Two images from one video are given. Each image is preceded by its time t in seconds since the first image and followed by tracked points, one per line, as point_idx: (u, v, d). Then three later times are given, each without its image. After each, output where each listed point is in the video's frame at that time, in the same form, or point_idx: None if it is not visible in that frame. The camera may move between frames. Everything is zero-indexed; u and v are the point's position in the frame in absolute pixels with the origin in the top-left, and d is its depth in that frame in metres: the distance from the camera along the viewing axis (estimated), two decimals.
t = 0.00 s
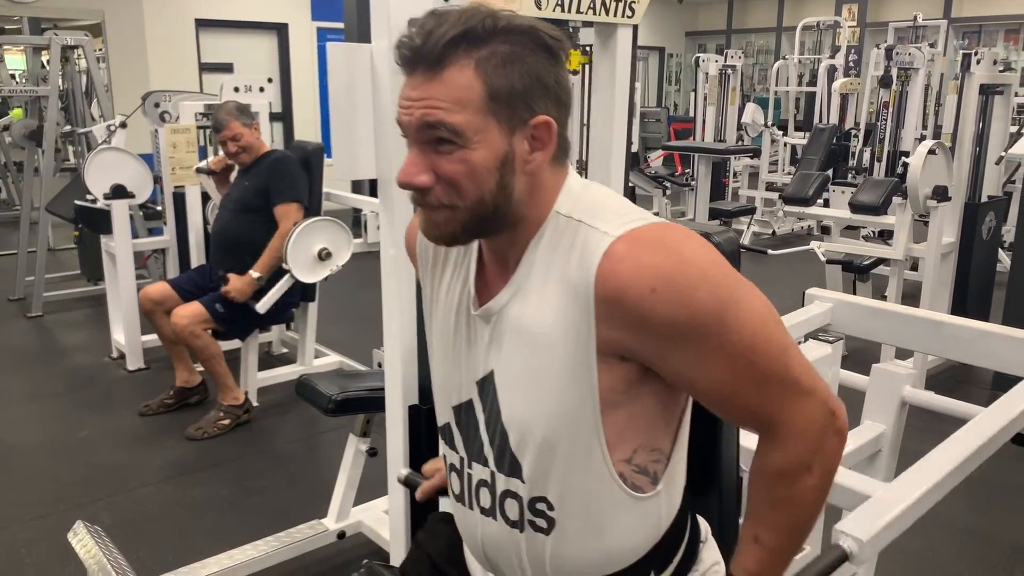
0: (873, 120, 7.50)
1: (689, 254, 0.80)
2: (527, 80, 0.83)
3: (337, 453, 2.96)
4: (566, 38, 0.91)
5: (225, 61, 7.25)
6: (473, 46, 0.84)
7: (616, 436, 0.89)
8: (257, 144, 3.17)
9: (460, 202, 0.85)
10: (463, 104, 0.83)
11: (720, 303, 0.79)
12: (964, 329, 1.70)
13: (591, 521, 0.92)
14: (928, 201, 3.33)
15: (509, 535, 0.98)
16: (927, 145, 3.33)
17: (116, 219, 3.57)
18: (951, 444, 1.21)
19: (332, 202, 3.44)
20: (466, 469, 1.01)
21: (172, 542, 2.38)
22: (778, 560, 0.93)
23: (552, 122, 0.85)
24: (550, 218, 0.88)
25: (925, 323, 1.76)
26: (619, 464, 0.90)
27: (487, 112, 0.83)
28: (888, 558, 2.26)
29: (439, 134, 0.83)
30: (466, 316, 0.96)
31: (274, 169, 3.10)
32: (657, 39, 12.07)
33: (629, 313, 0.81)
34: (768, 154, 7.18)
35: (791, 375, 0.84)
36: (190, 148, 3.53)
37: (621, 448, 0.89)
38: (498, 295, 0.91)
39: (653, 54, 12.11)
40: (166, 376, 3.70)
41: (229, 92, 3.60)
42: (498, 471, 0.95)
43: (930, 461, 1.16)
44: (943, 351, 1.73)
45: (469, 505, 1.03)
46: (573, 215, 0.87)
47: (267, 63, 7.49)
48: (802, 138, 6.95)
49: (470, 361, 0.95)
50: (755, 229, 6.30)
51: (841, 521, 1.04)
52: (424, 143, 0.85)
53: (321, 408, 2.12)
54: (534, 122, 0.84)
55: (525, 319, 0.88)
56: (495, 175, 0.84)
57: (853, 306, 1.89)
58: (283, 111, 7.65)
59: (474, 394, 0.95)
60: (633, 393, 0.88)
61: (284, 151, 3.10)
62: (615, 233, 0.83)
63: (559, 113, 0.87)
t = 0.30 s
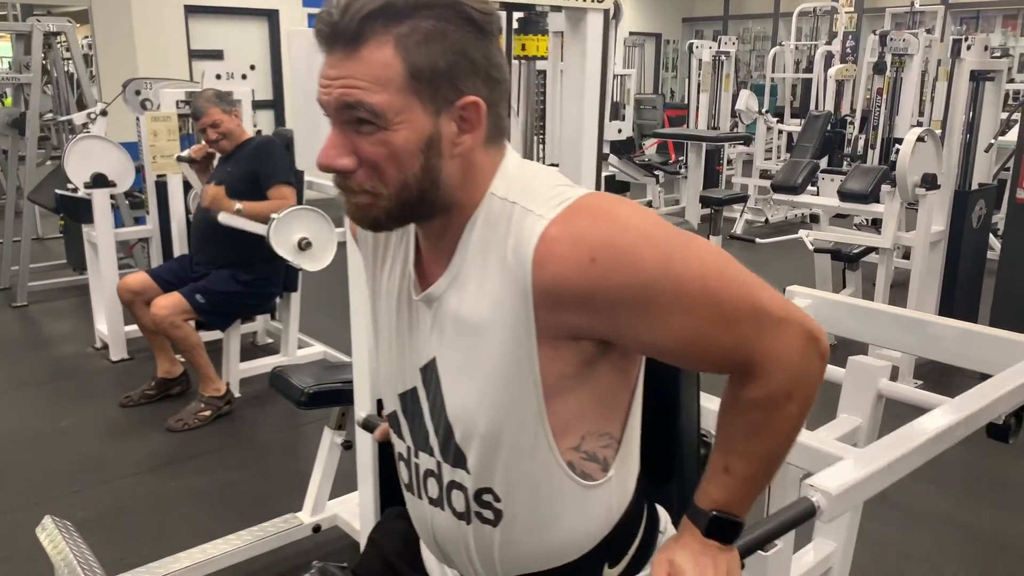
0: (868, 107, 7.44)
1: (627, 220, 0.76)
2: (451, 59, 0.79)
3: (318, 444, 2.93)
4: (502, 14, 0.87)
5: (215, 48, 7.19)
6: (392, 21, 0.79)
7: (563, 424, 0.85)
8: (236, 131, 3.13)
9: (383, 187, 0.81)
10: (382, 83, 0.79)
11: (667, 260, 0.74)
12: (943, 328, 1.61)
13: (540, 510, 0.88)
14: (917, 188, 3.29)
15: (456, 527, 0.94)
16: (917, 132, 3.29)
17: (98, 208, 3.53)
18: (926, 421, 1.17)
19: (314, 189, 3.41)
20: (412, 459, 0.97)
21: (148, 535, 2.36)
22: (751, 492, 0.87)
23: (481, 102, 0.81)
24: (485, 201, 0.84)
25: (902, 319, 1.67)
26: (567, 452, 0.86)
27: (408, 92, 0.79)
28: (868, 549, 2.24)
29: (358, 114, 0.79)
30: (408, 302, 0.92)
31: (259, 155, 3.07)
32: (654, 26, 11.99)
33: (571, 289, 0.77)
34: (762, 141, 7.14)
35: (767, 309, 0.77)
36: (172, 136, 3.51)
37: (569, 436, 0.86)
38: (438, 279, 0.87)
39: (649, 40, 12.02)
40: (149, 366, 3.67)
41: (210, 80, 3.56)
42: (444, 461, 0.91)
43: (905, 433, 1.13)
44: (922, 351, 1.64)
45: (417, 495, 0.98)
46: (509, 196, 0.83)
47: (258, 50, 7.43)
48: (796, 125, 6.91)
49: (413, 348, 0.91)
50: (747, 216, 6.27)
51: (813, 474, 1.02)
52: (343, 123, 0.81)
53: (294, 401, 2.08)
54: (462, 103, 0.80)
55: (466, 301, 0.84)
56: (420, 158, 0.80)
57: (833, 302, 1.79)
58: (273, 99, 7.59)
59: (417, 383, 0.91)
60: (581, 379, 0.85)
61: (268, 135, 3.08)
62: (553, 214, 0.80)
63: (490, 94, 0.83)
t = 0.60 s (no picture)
0: (863, 99, 7.40)
1: (565, 208, 0.73)
2: (382, 42, 0.77)
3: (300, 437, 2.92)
4: None
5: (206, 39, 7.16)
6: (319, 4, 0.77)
7: (507, 421, 0.83)
8: (217, 123, 3.10)
9: (312, 175, 0.79)
10: (309, 69, 0.76)
11: (603, 249, 0.71)
12: (922, 321, 1.56)
13: (486, 508, 0.86)
14: (905, 179, 3.27)
15: (403, 527, 0.92)
16: (905, 123, 3.26)
17: (81, 200, 3.51)
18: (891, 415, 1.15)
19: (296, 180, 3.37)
20: (357, 459, 0.94)
21: (126, 529, 2.34)
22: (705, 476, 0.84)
23: (415, 88, 0.79)
24: (423, 189, 0.82)
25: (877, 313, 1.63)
26: (513, 449, 0.84)
27: (337, 78, 0.76)
28: (849, 543, 2.23)
29: (285, 100, 0.77)
30: (349, 294, 0.90)
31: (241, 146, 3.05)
32: (650, 17, 11.92)
33: (508, 282, 0.74)
34: (756, 133, 7.11)
35: (711, 294, 0.74)
36: (155, 128, 3.47)
37: (514, 433, 0.83)
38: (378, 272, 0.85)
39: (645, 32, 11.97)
40: (134, 359, 3.65)
41: (195, 70, 3.53)
42: (387, 462, 0.88)
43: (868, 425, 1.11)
44: (902, 344, 1.59)
45: (365, 494, 0.96)
46: (447, 184, 0.81)
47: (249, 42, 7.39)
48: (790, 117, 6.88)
49: (355, 344, 0.89)
50: (740, 209, 6.24)
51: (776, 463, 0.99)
52: (271, 110, 0.79)
53: (269, 393, 2.06)
54: (396, 90, 0.78)
55: (404, 296, 0.81)
56: (351, 146, 0.78)
57: (813, 294, 1.73)
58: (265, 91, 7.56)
59: (359, 381, 0.88)
60: (525, 374, 0.82)
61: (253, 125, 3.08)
62: (489, 203, 0.77)
63: (426, 80, 0.81)
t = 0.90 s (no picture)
0: (861, 96, 7.38)
1: (541, 225, 0.72)
2: (367, 33, 0.76)
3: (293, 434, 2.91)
4: None
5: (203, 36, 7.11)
6: None
7: (475, 430, 0.81)
8: (203, 120, 3.08)
9: (293, 165, 0.78)
10: (292, 58, 0.75)
11: (578, 278, 0.70)
12: (913, 312, 1.55)
13: (456, 517, 0.85)
14: (901, 176, 3.26)
15: (375, 531, 0.91)
16: (900, 119, 3.24)
17: (74, 196, 3.49)
18: (875, 429, 1.13)
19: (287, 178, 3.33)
20: (327, 464, 0.93)
21: (116, 527, 2.33)
22: (667, 535, 0.85)
23: (400, 81, 0.78)
24: (401, 188, 0.82)
25: (869, 305, 1.61)
26: (481, 458, 0.83)
27: (320, 67, 0.75)
28: (842, 541, 2.22)
29: (267, 89, 0.76)
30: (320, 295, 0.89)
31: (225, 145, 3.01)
32: (649, 14, 11.89)
33: (478, 290, 0.72)
34: (754, 130, 7.09)
35: (677, 344, 0.75)
36: (148, 124, 3.47)
37: (482, 441, 0.82)
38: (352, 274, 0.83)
39: (644, 29, 11.94)
40: (128, 356, 3.64)
41: (188, 65, 3.50)
42: (357, 468, 0.86)
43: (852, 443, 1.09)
44: (893, 336, 1.58)
45: (337, 499, 0.95)
46: (426, 184, 0.80)
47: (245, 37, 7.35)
48: (788, 114, 6.86)
49: (326, 346, 0.87)
50: (737, 207, 6.23)
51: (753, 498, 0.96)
52: (254, 98, 0.78)
53: (258, 390, 2.04)
54: (379, 82, 0.77)
55: (375, 302, 0.79)
56: (333, 137, 0.77)
57: (804, 287, 1.72)
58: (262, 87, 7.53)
59: (329, 384, 0.87)
60: (496, 382, 0.81)
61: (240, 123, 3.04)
62: (465, 207, 0.75)
63: (412, 72, 0.80)
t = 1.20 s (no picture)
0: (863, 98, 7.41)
1: (562, 246, 0.76)
2: (420, 33, 0.79)
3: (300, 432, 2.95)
4: None
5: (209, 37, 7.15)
6: None
7: (488, 423, 0.85)
8: (210, 123, 3.12)
9: (346, 154, 0.82)
10: (348, 54, 0.79)
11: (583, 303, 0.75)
12: (909, 308, 1.59)
13: (466, 504, 0.89)
14: (901, 179, 3.29)
15: (390, 517, 0.94)
16: (901, 123, 3.25)
17: (83, 197, 3.54)
18: (870, 443, 1.17)
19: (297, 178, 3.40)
20: (347, 451, 0.96)
21: (127, 522, 2.38)
22: None
23: (447, 79, 0.82)
24: (439, 189, 0.86)
25: (869, 301, 1.64)
26: (493, 451, 0.86)
27: (375, 64, 0.79)
28: (841, 538, 2.26)
29: (325, 83, 0.80)
30: (346, 288, 0.93)
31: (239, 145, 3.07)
32: (652, 16, 11.92)
33: (493, 293, 0.77)
34: (756, 131, 7.13)
35: (653, 397, 0.80)
36: (157, 126, 3.51)
37: (495, 434, 0.86)
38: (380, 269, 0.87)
39: (647, 30, 11.96)
40: (136, 354, 3.69)
41: (196, 68, 3.55)
42: (376, 454, 0.90)
43: (848, 460, 1.13)
44: (891, 330, 1.62)
45: (354, 487, 0.99)
46: (461, 188, 0.84)
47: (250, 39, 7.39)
48: (790, 115, 6.89)
49: (348, 338, 0.90)
50: (739, 208, 6.27)
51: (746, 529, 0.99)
52: (311, 91, 0.82)
53: (269, 389, 2.07)
54: (428, 79, 0.81)
55: (397, 300, 0.83)
56: (384, 130, 0.81)
57: (802, 282, 1.75)
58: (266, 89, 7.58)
59: (350, 374, 0.90)
60: (513, 377, 0.85)
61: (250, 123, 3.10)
62: (495, 212, 0.79)
63: (458, 69, 0.83)
